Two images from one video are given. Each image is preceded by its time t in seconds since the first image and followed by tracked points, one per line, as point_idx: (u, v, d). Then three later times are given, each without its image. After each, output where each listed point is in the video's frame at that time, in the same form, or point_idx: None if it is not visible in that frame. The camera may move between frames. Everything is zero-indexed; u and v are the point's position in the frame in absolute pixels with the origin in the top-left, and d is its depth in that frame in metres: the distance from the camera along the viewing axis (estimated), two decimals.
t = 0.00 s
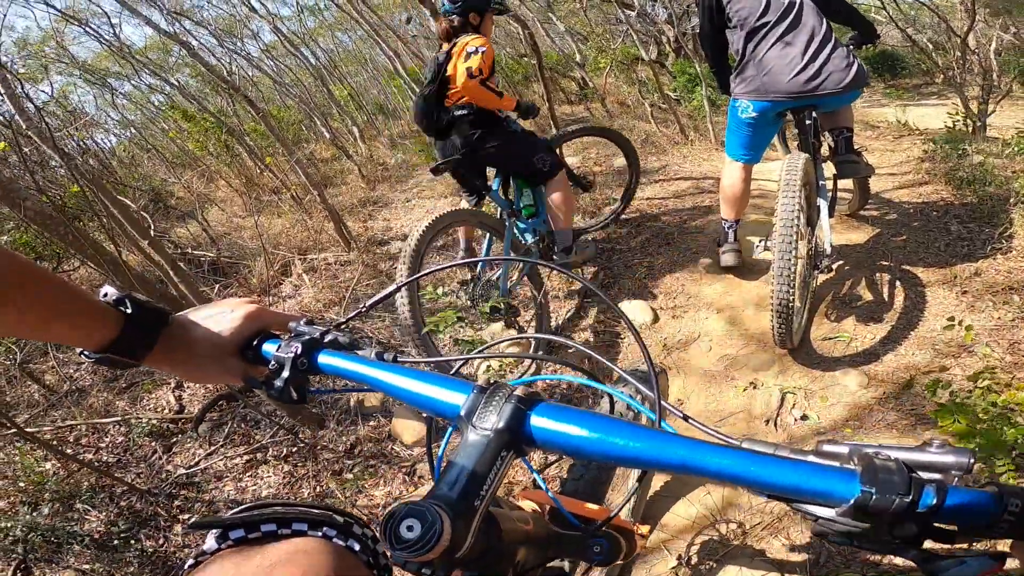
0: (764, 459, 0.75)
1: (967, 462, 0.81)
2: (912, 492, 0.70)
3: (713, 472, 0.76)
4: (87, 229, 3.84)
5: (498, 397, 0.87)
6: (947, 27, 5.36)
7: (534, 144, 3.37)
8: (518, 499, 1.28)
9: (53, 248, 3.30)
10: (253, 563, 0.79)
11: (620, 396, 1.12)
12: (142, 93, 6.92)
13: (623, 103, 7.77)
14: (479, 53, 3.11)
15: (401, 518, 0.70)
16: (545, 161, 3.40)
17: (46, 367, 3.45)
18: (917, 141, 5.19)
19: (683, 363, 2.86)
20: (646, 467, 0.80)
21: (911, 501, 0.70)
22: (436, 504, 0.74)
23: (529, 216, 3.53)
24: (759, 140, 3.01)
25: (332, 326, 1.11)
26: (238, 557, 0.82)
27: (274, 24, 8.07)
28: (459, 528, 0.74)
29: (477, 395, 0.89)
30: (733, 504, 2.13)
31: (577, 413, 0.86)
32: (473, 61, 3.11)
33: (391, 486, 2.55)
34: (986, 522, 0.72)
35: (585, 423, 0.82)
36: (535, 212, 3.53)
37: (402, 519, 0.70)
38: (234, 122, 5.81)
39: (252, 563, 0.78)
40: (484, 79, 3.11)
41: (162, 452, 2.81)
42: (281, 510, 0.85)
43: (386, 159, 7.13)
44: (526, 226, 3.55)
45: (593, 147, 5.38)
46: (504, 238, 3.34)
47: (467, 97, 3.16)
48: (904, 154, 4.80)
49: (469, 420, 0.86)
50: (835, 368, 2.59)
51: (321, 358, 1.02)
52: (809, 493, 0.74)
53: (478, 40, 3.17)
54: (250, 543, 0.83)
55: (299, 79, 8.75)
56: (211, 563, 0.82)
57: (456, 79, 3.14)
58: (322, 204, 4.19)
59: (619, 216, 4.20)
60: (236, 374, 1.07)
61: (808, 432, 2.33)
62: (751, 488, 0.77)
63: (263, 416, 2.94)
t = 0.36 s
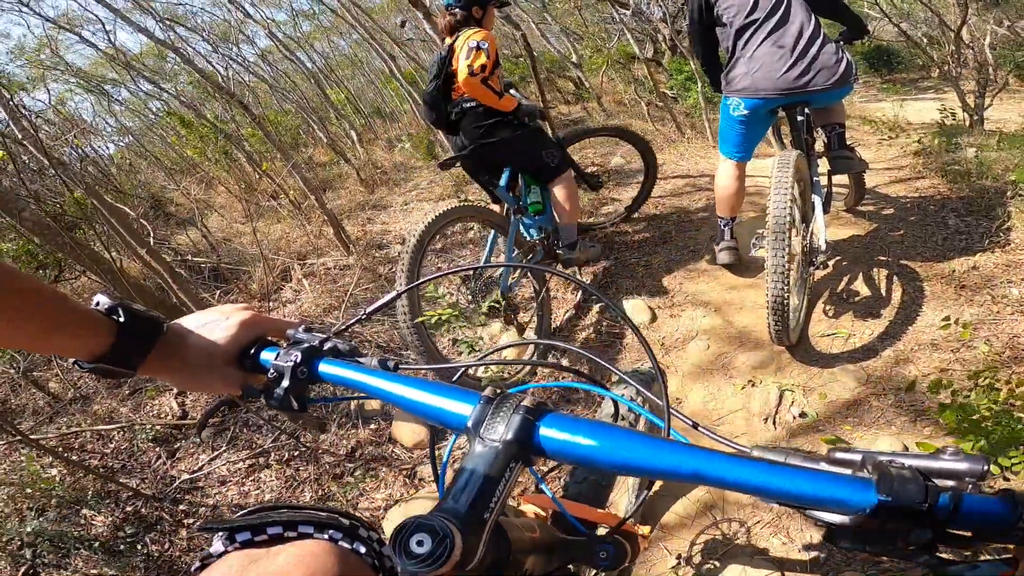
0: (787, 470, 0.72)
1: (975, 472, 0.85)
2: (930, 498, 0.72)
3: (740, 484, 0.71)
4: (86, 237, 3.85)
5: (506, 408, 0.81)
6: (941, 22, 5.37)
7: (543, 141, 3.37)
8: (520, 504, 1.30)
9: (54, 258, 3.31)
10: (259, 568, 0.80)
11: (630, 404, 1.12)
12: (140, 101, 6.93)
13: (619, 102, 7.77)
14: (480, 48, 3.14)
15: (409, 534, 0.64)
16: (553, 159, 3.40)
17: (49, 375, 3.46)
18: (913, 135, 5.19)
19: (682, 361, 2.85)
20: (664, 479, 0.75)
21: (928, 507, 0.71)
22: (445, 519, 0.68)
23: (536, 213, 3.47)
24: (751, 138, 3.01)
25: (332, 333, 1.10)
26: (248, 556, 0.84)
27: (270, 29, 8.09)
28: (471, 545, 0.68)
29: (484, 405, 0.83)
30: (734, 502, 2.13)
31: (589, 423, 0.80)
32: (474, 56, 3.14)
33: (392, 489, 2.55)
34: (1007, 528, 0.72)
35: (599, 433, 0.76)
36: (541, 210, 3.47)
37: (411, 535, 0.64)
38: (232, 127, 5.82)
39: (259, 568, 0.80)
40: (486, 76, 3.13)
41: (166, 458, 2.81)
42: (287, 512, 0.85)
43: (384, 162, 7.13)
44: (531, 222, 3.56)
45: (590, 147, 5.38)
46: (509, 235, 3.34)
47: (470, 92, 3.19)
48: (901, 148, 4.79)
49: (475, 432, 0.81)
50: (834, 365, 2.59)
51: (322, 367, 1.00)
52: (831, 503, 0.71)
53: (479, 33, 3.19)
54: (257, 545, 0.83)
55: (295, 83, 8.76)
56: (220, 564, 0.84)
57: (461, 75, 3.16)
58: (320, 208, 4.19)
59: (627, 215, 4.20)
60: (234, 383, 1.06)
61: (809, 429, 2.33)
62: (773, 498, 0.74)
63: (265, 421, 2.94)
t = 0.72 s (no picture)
0: (785, 473, 0.74)
1: (979, 470, 0.84)
2: (935, 505, 0.73)
3: (742, 488, 0.73)
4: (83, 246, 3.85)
5: (506, 412, 0.81)
6: (930, 15, 5.39)
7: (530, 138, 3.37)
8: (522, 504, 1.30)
9: (52, 268, 3.31)
10: (278, 569, 0.82)
11: (629, 405, 1.12)
12: (134, 108, 6.93)
13: (613, 100, 7.78)
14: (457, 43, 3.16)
15: (413, 541, 0.65)
16: (539, 156, 3.40)
17: (51, 384, 3.47)
18: (905, 128, 5.21)
19: (679, 358, 2.87)
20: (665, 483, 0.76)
21: (933, 512, 0.72)
22: (447, 527, 0.68)
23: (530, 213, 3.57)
24: (743, 136, 2.97)
25: (329, 337, 1.11)
26: (265, 559, 0.85)
27: (262, 34, 8.08)
28: (474, 552, 0.68)
29: (485, 411, 0.83)
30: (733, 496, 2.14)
31: (590, 428, 0.80)
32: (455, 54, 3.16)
33: (393, 491, 2.56)
34: (1012, 529, 0.73)
35: (600, 438, 0.77)
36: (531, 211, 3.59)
37: (414, 542, 0.65)
38: (226, 133, 5.82)
39: (278, 568, 0.81)
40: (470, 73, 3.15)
41: (169, 464, 2.82)
42: (303, 515, 0.86)
43: (379, 166, 7.13)
44: (524, 223, 3.58)
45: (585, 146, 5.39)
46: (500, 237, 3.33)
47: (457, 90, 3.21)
48: (893, 141, 4.81)
49: (476, 438, 0.80)
50: (830, 358, 2.61)
51: (317, 372, 1.02)
52: (828, 505, 0.74)
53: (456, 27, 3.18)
54: (272, 548, 0.84)
55: (289, 88, 8.76)
56: (236, 566, 0.84)
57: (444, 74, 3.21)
58: (316, 213, 4.20)
59: (622, 214, 4.22)
60: (230, 390, 1.07)
61: (806, 424, 2.34)
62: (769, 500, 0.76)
63: (266, 426, 2.95)
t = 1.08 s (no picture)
0: (795, 469, 0.74)
1: (985, 465, 0.81)
2: (942, 500, 0.73)
3: (751, 485, 0.73)
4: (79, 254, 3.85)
5: (514, 413, 0.81)
6: (920, 10, 5.42)
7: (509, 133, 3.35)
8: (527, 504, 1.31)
9: (50, 275, 3.31)
10: (291, 566, 0.84)
11: (633, 403, 1.13)
12: (128, 114, 6.92)
13: (607, 99, 7.80)
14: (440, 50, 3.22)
15: (425, 543, 0.65)
16: (515, 154, 3.38)
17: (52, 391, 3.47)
18: (897, 124, 5.23)
19: (677, 355, 2.89)
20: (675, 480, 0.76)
21: (940, 508, 0.73)
22: (458, 529, 0.68)
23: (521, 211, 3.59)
24: (737, 137, 2.94)
25: (331, 340, 1.12)
26: (279, 556, 0.86)
27: (255, 39, 8.08)
28: (484, 552, 0.69)
29: (493, 412, 0.83)
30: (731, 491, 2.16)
31: (599, 427, 0.80)
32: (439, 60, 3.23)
33: (395, 492, 2.57)
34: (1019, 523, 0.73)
35: (610, 436, 0.77)
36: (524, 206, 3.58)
37: (427, 544, 0.65)
38: (221, 138, 5.82)
39: (292, 566, 0.82)
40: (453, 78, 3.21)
41: (171, 468, 2.83)
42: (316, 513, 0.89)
43: (375, 168, 7.15)
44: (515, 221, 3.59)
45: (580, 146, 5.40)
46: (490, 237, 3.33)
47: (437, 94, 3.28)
48: (886, 136, 4.84)
49: (485, 438, 0.80)
50: (827, 353, 2.62)
51: (322, 374, 1.02)
52: (839, 501, 0.74)
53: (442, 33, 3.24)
54: (286, 546, 0.87)
55: (283, 92, 8.76)
56: (251, 563, 0.87)
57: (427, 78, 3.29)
58: (313, 217, 4.21)
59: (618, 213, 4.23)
60: (233, 394, 1.08)
61: (804, 419, 2.36)
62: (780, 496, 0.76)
63: (267, 429, 2.96)
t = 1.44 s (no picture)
0: (793, 473, 0.74)
1: (989, 468, 0.80)
2: (942, 499, 0.72)
3: (749, 490, 0.73)
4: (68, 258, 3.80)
5: (510, 417, 0.81)
6: (909, 13, 5.46)
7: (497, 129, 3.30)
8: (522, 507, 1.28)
9: (39, 279, 3.27)
10: (294, 574, 0.83)
11: (630, 407, 1.12)
12: (118, 117, 6.87)
13: (600, 101, 7.81)
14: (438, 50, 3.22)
15: (422, 550, 0.64)
16: (507, 145, 3.31)
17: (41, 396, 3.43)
18: (887, 125, 5.27)
19: (671, 356, 2.89)
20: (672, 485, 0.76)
21: (941, 507, 0.72)
22: (457, 537, 0.67)
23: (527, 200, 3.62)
24: (733, 138, 2.96)
25: (324, 345, 1.11)
26: (282, 563, 0.86)
27: (246, 41, 8.04)
28: (482, 561, 0.67)
29: (489, 418, 0.83)
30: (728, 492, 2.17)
31: (596, 432, 0.80)
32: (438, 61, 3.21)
33: (390, 496, 2.56)
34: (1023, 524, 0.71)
35: (608, 442, 0.77)
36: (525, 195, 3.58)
37: (424, 552, 0.64)
38: (212, 141, 5.79)
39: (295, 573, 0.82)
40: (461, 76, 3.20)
41: (164, 473, 2.80)
42: (318, 519, 0.88)
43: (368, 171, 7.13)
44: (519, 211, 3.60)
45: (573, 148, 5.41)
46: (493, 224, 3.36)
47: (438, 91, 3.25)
48: (877, 137, 4.87)
49: (482, 444, 0.80)
50: (821, 354, 2.64)
51: (316, 381, 1.01)
52: (837, 504, 0.74)
53: (433, 35, 3.24)
54: (289, 552, 0.86)
55: (275, 94, 8.72)
56: (253, 570, 0.85)
57: (427, 74, 3.22)
58: (306, 220, 4.19)
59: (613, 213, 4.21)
60: (228, 401, 1.08)
61: (799, 420, 2.37)
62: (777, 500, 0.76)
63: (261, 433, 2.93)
